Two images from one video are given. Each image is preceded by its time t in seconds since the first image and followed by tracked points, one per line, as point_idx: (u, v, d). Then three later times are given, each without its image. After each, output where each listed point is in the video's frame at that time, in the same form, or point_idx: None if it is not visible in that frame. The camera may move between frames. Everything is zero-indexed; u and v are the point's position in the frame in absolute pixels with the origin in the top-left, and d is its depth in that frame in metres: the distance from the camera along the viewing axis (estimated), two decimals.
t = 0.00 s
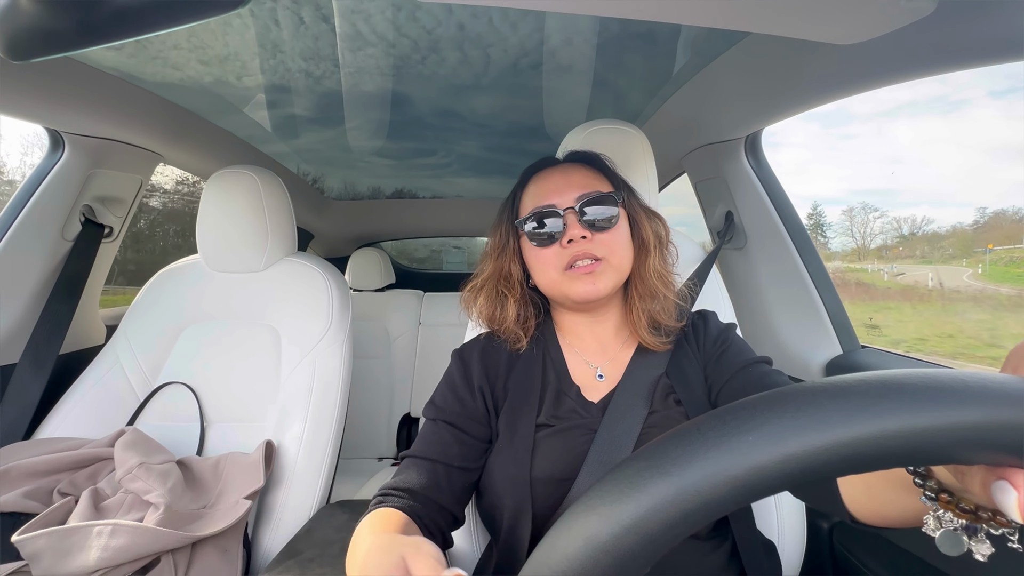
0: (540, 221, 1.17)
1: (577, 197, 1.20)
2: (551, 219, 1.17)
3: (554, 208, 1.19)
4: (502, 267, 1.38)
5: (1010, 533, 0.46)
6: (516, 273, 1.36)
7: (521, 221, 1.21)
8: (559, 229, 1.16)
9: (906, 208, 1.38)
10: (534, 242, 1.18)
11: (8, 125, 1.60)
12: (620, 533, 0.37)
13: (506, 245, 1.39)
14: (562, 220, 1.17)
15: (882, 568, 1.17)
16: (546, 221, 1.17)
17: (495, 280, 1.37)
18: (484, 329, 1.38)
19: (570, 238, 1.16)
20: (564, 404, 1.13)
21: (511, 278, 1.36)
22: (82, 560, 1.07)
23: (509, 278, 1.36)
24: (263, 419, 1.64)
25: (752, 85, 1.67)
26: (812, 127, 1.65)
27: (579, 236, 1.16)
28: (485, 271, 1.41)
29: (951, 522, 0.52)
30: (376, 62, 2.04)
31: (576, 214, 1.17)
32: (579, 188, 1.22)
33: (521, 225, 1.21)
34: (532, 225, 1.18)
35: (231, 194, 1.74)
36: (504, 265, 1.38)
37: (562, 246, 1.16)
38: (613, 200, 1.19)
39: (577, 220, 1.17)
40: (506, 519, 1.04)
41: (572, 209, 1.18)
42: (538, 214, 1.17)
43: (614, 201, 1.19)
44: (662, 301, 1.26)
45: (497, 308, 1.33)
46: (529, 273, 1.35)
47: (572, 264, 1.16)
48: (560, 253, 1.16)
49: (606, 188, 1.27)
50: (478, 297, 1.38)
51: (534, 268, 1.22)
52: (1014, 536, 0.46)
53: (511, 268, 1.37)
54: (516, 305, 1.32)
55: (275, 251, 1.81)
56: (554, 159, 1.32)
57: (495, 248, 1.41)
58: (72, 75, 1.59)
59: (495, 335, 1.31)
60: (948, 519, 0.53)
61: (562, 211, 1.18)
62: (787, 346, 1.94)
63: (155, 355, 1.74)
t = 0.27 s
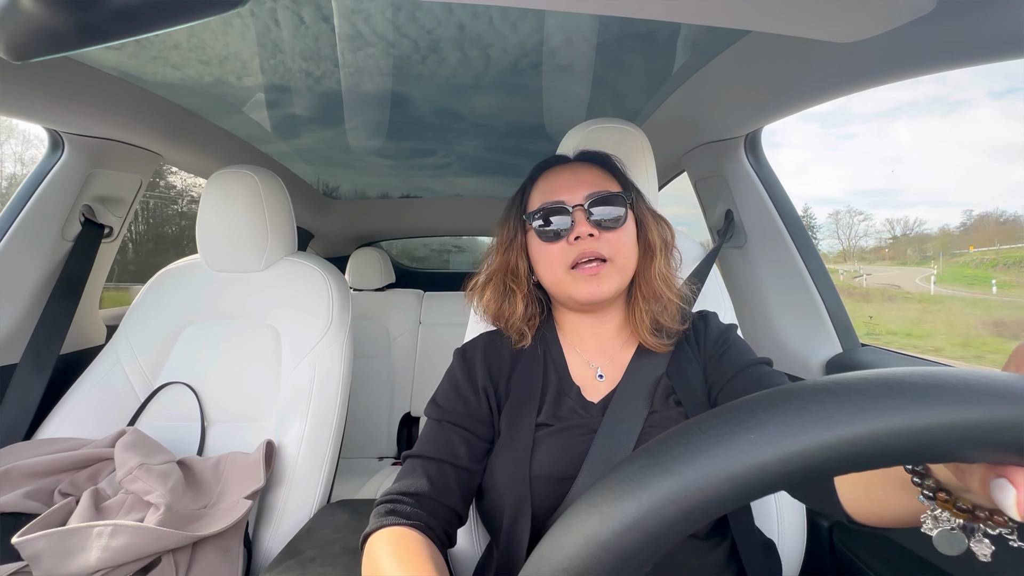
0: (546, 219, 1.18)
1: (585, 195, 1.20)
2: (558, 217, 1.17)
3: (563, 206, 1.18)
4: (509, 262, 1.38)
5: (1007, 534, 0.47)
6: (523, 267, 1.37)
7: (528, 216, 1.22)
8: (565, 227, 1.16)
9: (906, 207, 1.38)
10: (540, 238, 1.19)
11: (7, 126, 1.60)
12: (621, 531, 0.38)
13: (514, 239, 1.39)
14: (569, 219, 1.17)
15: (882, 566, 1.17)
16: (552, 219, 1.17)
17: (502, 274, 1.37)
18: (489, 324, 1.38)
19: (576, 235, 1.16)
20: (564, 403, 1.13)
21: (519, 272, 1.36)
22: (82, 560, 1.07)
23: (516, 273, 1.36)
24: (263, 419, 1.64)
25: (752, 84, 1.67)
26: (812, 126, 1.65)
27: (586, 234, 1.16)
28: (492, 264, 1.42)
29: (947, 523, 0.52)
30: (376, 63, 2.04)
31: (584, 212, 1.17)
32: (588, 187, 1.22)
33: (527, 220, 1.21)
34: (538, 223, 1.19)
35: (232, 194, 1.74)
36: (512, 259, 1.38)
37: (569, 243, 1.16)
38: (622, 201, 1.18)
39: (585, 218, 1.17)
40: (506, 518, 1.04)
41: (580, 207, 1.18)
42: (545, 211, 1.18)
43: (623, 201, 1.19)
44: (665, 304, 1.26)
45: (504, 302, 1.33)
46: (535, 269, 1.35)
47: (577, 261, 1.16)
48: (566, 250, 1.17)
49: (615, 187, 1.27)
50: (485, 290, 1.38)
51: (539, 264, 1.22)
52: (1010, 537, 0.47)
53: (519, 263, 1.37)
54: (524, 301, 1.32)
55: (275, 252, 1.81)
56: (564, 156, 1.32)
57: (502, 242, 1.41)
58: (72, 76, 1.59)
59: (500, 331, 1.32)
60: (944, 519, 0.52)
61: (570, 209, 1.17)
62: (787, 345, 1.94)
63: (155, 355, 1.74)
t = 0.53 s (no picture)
0: (544, 221, 1.17)
1: (583, 198, 1.20)
2: (556, 220, 1.17)
3: (560, 208, 1.18)
4: (507, 265, 1.38)
5: (1004, 537, 0.46)
6: (521, 271, 1.36)
7: (526, 219, 1.21)
8: (563, 230, 1.16)
9: (905, 208, 1.38)
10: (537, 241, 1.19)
11: (8, 126, 1.60)
12: (620, 534, 0.37)
13: (511, 241, 1.39)
14: (567, 221, 1.17)
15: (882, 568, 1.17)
16: (550, 222, 1.17)
17: (501, 276, 1.37)
18: (487, 326, 1.38)
19: (574, 239, 1.16)
20: (563, 405, 1.13)
21: (517, 275, 1.36)
22: (81, 560, 1.07)
23: (514, 276, 1.36)
24: (262, 420, 1.64)
25: (752, 84, 1.67)
26: (812, 127, 1.65)
27: (583, 237, 1.16)
28: (490, 266, 1.42)
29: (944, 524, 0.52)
30: (376, 62, 2.04)
31: (582, 215, 1.17)
32: (587, 190, 1.22)
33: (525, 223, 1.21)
34: (536, 225, 1.18)
35: (232, 195, 1.74)
36: (510, 261, 1.38)
37: (566, 245, 1.16)
38: (619, 204, 1.18)
39: (583, 221, 1.17)
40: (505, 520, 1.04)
41: (578, 210, 1.18)
42: (543, 214, 1.18)
43: (621, 205, 1.19)
44: (662, 308, 1.26)
45: (503, 305, 1.34)
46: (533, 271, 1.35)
47: (575, 264, 1.16)
48: (564, 253, 1.17)
49: (613, 191, 1.27)
50: (484, 292, 1.38)
51: (536, 266, 1.22)
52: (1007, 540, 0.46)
53: (516, 266, 1.37)
54: (522, 303, 1.32)
55: (275, 252, 1.81)
56: (563, 159, 1.32)
57: (500, 244, 1.41)
58: (72, 76, 1.59)
59: (497, 334, 1.32)
60: (941, 521, 0.52)
61: (568, 212, 1.17)
62: (787, 346, 1.94)
63: (154, 356, 1.74)
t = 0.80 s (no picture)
0: (549, 218, 1.18)
1: (588, 195, 1.20)
2: (560, 215, 1.17)
3: (564, 204, 1.19)
4: (511, 258, 1.39)
5: (1003, 531, 0.46)
6: (525, 265, 1.37)
7: (530, 214, 1.22)
8: (567, 225, 1.17)
9: (905, 206, 1.38)
10: (541, 236, 1.19)
11: (7, 128, 1.60)
12: (622, 532, 0.38)
13: (515, 237, 1.39)
14: (571, 217, 1.17)
15: (883, 565, 1.17)
16: (553, 217, 1.18)
17: (505, 271, 1.38)
18: (490, 322, 1.39)
19: (577, 233, 1.17)
20: (563, 404, 1.13)
21: (520, 270, 1.37)
22: (83, 562, 1.07)
23: (518, 270, 1.37)
24: (263, 421, 1.64)
25: (752, 83, 1.67)
26: (812, 125, 1.66)
27: (587, 233, 1.16)
28: (494, 262, 1.42)
29: (945, 520, 0.52)
30: (376, 62, 2.04)
31: (586, 212, 1.18)
32: (591, 187, 1.22)
33: (529, 218, 1.22)
34: (540, 220, 1.19)
35: (232, 195, 1.74)
36: (513, 256, 1.39)
37: (569, 241, 1.17)
38: (623, 202, 1.18)
39: (586, 217, 1.17)
40: (507, 519, 1.04)
41: (582, 206, 1.18)
42: (548, 209, 1.18)
43: (624, 202, 1.19)
44: (662, 307, 1.26)
45: (506, 301, 1.34)
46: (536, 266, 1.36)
47: (578, 260, 1.16)
48: (566, 249, 1.17)
49: (617, 188, 1.27)
50: (488, 287, 1.39)
51: (539, 262, 1.23)
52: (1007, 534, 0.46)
53: (520, 261, 1.38)
54: (525, 300, 1.33)
55: (275, 253, 1.81)
56: (568, 156, 1.32)
57: (504, 239, 1.42)
58: (70, 77, 1.59)
59: (501, 330, 1.33)
60: (941, 517, 0.52)
61: (572, 208, 1.18)
62: (788, 344, 1.94)
63: (155, 357, 1.74)
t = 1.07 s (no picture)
0: (549, 219, 1.18)
1: (589, 197, 1.20)
2: (561, 217, 1.17)
3: (565, 206, 1.18)
4: (512, 259, 1.39)
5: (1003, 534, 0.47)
6: (525, 266, 1.37)
7: (531, 215, 1.22)
8: (567, 227, 1.16)
9: (905, 206, 1.38)
10: (542, 237, 1.19)
11: (8, 129, 1.60)
12: (621, 532, 0.38)
13: (515, 237, 1.39)
14: (572, 219, 1.17)
15: (884, 565, 1.17)
16: (554, 219, 1.17)
17: (505, 272, 1.38)
18: (490, 323, 1.39)
19: (578, 238, 1.16)
20: (563, 405, 1.13)
21: (520, 270, 1.37)
22: (84, 563, 1.07)
23: (518, 271, 1.37)
24: (263, 422, 1.64)
25: (752, 83, 1.67)
26: (812, 125, 1.66)
27: (588, 236, 1.16)
28: (495, 262, 1.42)
29: (945, 522, 0.52)
30: (376, 62, 2.04)
31: (586, 214, 1.17)
32: (592, 189, 1.22)
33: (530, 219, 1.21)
34: (541, 222, 1.18)
35: (232, 196, 1.74)
36: (514, 257, 1.39)
37: (571, 244, 1.16)
38: (624, 204, 1.18)
39: (587, 219, 1.17)
40: (506, 521, 1.04)
41: (583, 208, 1.18)
42: (548, 210, 1.18)
43: (626, 204, 1.19)
44: (662, 308, 1.26)
45: (507, 304, 1.33)
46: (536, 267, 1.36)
47: (578, 263, 1.16)
48: (566, 250, 1.17)
49: (619, 190, 1.27)
50: (489, 288, 1.39)
51: (539, 263, 1.22)
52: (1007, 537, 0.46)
53: (521, 261, 1.38)
54: (526, 301, 1.33)
55: (275, 254, 1.81)
56: (569, 157, 1.32)
57: (505, 239, 1.42)
58: (70, 78, 1.59)
59: (501, 331, 1.33)
60: (940, 519, 0.52)
61: (573, 210, 1.17)
62: (788, 345, 1.94)
63: (155, 358, 1.74)
